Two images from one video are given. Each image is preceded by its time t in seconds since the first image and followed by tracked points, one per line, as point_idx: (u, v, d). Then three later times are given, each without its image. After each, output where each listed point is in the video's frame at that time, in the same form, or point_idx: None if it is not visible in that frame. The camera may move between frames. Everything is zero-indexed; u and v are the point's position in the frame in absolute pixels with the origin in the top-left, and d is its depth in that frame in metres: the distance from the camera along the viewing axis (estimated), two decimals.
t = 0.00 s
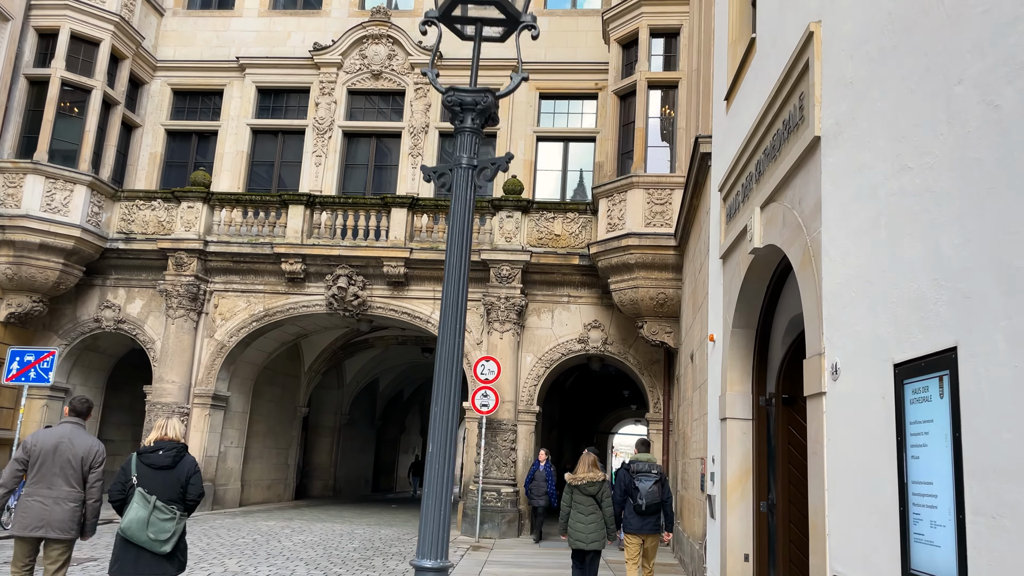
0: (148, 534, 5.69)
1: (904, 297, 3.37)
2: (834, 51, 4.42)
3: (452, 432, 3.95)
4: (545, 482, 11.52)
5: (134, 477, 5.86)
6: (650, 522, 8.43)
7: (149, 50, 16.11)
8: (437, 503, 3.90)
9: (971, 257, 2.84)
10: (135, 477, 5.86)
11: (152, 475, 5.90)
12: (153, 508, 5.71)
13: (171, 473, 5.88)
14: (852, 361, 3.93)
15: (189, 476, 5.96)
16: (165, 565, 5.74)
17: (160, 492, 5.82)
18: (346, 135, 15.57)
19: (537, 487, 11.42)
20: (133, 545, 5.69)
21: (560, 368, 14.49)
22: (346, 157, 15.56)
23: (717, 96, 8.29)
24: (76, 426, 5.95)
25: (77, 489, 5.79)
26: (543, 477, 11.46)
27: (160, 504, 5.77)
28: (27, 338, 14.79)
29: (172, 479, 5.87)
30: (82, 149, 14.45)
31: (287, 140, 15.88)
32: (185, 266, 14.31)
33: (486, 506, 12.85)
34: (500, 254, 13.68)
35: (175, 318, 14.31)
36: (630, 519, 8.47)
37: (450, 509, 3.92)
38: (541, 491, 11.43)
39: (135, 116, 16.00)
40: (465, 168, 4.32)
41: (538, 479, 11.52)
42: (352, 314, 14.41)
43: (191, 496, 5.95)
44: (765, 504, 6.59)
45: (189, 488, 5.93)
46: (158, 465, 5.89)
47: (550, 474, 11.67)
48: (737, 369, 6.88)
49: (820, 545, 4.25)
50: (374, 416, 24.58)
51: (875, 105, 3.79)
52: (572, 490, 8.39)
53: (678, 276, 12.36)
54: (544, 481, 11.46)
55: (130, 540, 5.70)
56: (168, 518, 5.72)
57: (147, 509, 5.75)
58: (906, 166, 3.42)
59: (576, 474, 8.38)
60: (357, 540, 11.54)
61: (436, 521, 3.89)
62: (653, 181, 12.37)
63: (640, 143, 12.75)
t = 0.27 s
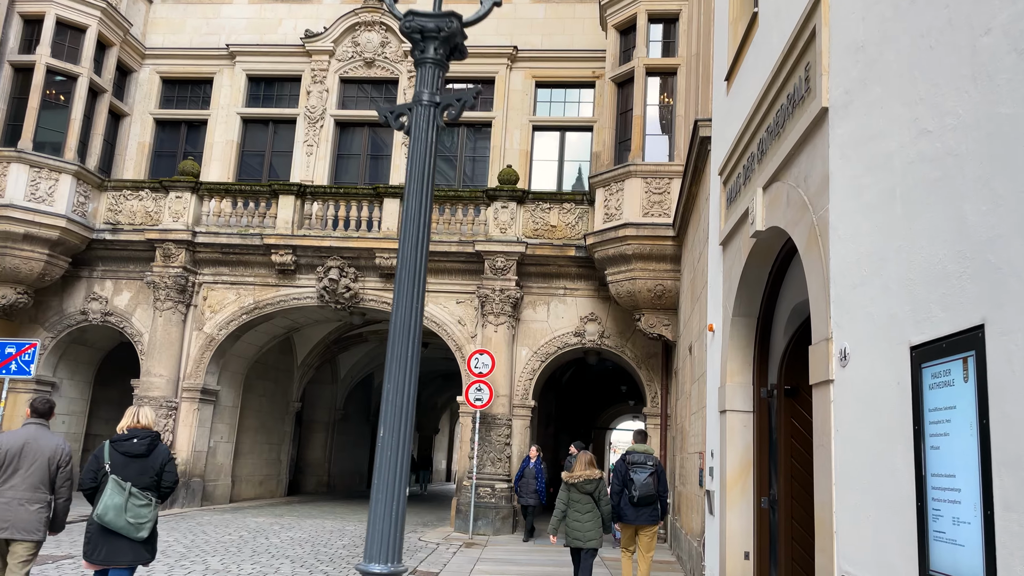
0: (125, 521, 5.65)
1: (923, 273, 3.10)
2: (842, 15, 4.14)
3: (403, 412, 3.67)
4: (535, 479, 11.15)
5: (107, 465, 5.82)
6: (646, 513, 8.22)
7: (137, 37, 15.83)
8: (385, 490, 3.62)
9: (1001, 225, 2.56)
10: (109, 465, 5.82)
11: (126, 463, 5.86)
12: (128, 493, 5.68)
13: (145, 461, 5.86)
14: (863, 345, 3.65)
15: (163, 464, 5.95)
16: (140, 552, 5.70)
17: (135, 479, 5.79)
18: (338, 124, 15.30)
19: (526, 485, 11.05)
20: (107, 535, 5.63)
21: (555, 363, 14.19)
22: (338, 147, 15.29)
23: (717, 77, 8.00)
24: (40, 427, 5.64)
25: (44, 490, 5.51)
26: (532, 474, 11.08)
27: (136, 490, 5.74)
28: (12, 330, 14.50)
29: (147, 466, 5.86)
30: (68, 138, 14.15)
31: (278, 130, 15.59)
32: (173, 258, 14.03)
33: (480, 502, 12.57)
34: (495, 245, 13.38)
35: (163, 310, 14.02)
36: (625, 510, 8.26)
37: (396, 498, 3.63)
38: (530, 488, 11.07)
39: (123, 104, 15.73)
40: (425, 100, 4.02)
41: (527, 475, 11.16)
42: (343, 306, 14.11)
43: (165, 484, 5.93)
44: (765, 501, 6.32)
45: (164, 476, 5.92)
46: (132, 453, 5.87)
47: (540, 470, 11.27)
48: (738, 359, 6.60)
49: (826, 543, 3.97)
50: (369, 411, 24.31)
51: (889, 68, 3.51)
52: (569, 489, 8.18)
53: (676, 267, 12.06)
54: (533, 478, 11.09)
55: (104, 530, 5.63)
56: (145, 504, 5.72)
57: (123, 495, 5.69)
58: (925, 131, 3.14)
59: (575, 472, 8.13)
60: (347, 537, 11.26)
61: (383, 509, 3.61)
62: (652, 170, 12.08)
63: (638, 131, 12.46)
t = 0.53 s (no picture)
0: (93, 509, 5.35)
1: (949, 243, 2.82)
2: None
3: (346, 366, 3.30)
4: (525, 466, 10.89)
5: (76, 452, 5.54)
6: (641, 507, 7.87)
7: (125, 15, 15.49)
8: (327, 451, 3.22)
9: None
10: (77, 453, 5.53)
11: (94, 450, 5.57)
12: (98, 481, 5.39)
13: (115, 448, 5.57)
14: (879, 324, 3.36)
15: (134, 450, 5.67)
16: (109, 540, 5.39)
17: (104, 466, 5.50)
18: (330, 104, 15.01)
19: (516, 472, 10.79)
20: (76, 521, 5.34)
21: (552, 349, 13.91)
22: (331, 128, 15.00)
23: (718, 50, 7.68)
24: (9, 402, 5.45)
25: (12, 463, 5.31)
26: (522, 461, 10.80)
27: (105, 477, 5.45)
28: None
29: (118, 453, 5.58)
30: (52, 118, 13.83)
31: (269, 110, 15.28)
32: (161, 241, 13.75)
33: (474, 490, 12.34)
34: (490, 229, 13.06)
35: (151, 295, 13.73)
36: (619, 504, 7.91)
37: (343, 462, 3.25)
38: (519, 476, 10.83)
39: (110, 84, 15.40)
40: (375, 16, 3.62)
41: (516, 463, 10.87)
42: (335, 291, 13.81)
43: (136, 471, 5.64)
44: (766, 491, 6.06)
45: (135, 463, 5.64)
46: (101, 440, 5.56)
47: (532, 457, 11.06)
48: (739, 343, 6.31)
49: (836, 537, 3.70)
50: (364, 398, 24.08)
51: (910, 23, 3.22)
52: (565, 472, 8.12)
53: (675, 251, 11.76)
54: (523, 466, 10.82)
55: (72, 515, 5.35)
56: (114, 492, 5.43)
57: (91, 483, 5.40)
58: (951, 87, 2.85)
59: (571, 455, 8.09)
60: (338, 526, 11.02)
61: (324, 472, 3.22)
62: (651, 151, 11.78)
63: (636, 111, 12.13)
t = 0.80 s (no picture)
0: (67, 485, 5.08)
1: (985, 198, 2.54)
2: None
3: (276, 209, 2.13)
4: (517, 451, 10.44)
5: (52, 429, 5.27)
6: (639, 483, 7.70)
7: None
8: (251, 342, 2.05)
9: None
10: (53, 430, 5.26)
11: (71, 427, 5.29)
12: (74, 457, 5.12)
13: (91, 425, 5.28)
14: (902, 292, 3.09)
15: (112, 428, 5.38)
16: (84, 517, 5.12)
17: (79, 442, 5.22)
18: (323, 79, 14.68)
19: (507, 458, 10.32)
20: (49, 496, 5.08)
21: (549, 330, 13.64)
22: (323, 103, 14.68)
23: (723, 15, 7.35)
24: None
25: None
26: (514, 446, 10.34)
27: (82, 454, 5.17)
28: None
29: (95, 430, 5.29)
30: (37, 92, 13.48)
31: (260, 85, 14.93)
32: (150, 218, 13.46)
33: (470, 473, 12.10)
34: (486, 206, 12.74)
35: (139, 274, 13.45)
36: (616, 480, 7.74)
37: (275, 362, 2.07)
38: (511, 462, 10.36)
39: (97, 59, 15.05)
40: None
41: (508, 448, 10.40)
42: (329, 270, 13.52)
43: (113, 449, 5.34)
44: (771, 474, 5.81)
45: (113, 441, 5.35)
46: (78, 417, 5.28)
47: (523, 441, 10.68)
48: (744, 320, 6.05)
49: (850, 523, 3.46)
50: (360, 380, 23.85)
51: None
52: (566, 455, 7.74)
53: (676, 228, 11.46)
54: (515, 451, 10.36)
55: (46, 491, 5.09)
56: (90, 469, 5.15)
57: (66, 458, 5.14)
58: (991, 23, 2.56)
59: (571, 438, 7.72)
60: (330, 509, 10.80)
61: (246, 379, 2.03)
62: (651, 126, 11.46)
63: (637, 84, 11.81)
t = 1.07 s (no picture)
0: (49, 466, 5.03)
1: None
2: None
3: (148, 20, 1.41)
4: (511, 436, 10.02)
5: (35, 413, 5.21)
6: (639, 470, 7.43)
7: None
8: (105, 216, 1.32)
9: None
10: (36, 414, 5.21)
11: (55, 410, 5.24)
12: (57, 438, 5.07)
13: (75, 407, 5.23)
14: (929, 262, 2.81)
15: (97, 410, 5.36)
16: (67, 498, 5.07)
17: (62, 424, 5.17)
18: (317, 55, 14.36)
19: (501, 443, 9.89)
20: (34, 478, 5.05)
21: (548, 313, 13.35)
22: (317, 80, 14.35)
23: None
24: None
25: None
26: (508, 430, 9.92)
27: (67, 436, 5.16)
28: None
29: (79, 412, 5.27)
30: (24, 67, 13.17)
31: (253, 62, 14.60)
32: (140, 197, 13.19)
33: (466, 457, 11.86)
34: (484, 185, 12.43)
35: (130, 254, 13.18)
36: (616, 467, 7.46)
37: (135, 249, 1.34)
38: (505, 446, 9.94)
39: (86, 34, 14.72)
40: None
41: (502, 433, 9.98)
42: (323, 251, 13.24)
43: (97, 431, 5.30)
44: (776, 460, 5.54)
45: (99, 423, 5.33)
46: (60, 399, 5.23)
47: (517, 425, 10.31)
48: (749, 299, 5.76)
49: (866, 514, 3.19)
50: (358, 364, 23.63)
51: None
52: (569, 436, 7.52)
53: (678, 208, 11.16)
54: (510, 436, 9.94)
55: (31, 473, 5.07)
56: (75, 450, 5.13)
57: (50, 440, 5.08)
58: None
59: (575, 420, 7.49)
60: (323, 494, 10.59)
61: (96, 273, 1.30)
62: (653, 102, 11.14)
63: (638, 59, 11.50)
